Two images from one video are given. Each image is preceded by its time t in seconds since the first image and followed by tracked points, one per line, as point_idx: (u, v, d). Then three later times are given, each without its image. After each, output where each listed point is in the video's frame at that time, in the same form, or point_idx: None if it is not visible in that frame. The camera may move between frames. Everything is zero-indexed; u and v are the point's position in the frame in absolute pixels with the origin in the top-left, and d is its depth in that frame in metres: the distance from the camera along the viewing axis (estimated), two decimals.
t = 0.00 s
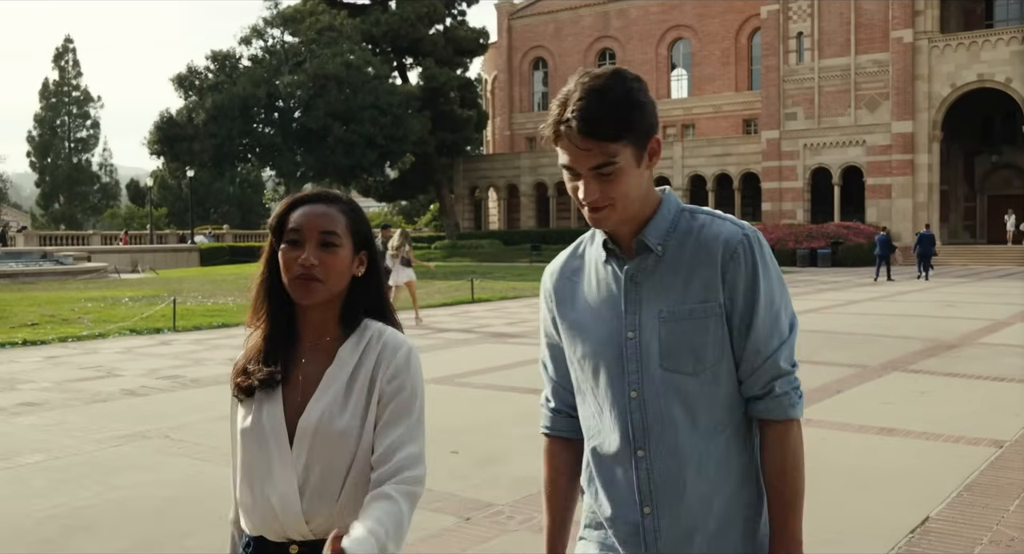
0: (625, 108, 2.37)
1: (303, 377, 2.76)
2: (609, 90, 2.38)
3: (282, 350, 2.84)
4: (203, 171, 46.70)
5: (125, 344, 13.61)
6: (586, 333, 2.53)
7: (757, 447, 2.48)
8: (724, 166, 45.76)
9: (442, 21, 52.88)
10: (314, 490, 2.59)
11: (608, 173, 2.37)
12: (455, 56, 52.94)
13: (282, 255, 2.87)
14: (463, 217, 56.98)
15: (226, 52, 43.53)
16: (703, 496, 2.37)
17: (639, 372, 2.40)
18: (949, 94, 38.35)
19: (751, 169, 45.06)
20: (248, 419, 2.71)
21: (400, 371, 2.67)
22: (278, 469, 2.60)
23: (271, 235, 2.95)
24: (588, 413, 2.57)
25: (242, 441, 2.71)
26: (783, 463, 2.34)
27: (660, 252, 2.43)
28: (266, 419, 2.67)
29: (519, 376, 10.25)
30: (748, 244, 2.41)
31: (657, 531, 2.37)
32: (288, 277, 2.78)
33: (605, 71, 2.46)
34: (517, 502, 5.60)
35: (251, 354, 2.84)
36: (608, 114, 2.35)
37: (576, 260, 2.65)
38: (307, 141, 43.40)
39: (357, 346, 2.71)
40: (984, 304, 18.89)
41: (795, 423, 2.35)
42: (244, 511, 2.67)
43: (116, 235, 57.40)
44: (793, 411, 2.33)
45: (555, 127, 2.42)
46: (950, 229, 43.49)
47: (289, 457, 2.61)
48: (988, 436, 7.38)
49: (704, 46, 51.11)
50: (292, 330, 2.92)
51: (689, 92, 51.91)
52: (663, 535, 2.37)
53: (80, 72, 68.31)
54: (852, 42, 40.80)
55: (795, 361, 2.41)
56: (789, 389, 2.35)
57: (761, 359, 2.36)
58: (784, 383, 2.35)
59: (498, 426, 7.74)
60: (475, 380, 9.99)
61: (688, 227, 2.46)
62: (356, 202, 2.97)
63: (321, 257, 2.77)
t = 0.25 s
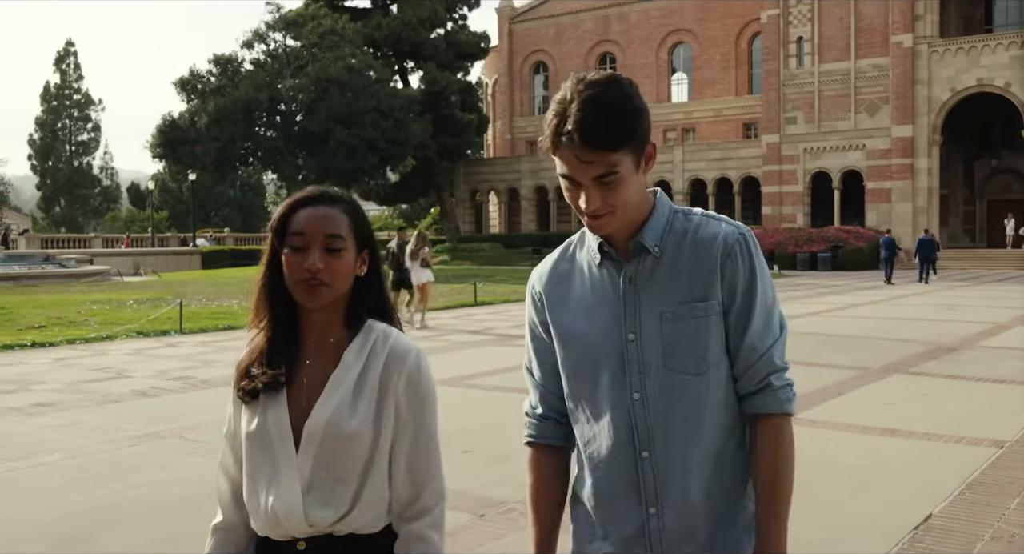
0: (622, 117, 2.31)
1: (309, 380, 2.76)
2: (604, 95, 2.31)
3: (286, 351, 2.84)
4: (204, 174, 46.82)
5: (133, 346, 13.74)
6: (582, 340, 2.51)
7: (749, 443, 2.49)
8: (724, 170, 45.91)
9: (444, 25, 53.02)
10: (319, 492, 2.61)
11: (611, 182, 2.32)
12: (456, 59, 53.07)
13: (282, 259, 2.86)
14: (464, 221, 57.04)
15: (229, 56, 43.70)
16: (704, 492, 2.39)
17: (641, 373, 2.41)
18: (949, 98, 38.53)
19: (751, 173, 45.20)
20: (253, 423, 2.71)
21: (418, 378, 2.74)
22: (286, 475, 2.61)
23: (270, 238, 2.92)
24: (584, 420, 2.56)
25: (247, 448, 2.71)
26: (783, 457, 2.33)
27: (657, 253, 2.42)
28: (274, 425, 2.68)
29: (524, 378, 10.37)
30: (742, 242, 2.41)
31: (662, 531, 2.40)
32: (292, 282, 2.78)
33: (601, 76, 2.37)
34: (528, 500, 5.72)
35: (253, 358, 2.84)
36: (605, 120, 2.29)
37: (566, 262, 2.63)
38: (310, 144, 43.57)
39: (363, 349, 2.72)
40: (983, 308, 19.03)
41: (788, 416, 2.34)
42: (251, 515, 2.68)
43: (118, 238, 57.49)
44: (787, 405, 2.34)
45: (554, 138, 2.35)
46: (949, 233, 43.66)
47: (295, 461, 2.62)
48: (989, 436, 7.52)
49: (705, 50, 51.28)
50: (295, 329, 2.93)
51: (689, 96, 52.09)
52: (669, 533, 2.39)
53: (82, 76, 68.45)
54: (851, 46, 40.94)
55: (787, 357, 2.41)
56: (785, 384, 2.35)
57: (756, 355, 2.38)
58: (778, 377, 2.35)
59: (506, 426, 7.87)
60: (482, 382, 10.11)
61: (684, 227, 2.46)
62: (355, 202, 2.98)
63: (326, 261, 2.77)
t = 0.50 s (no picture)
0: (648, 130, 2.37)
1: (328, 401, 2.70)
2: (627, 110, 2.36)
3: (302, 369, 2.78)
4: (206, 177, 46.93)
5: (141, 347, 13.87)
6: (587, 347, 2.53)
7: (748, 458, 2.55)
8: (724, 173, 46.06)
9: (445, 28, 53.15)
10: (339, 514, 2.58)
11: (632, 194, 2.38)
12: (457, 62, 53.19)
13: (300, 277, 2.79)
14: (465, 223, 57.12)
15: (231, 59, 43.82)
16: (703, 502, 2.44)
17: (646, 382, 2.44)
18: (949, 102, 38.69)
19: (751, 176, 45.33)
20: (269, 449, 2.67)
21: (440, 407, 2.69)
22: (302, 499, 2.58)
23: (288, 253, 2.84)
24: (582, 430, 2.56)
25: (261, 470, 2.68)
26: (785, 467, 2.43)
27: (667, 263, 2.47)
28: (288, 448, 2.63)
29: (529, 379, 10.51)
30: (752, 258, 2.49)
31: (660, 536, 2.44)
32: (310, 303, 2.71)
33: (625, 89, 2.43)
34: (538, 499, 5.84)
35: (270, 376, 2.77)
36: (630, 132, 2.34)
37: (575, 269, 2.63)
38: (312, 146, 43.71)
39: (383, 373, 2.67)
40: (981, 310, 19.21)
41: (787, 433, 2.43)
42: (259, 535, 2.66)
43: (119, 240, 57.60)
44: (786, 422, 2.43)
45: (577, 147, 2.38)
46: (948, 236, 43.83)
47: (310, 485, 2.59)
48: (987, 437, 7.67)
49: (705, 54, 51.42)
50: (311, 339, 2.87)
51: (689, 99, 52.25)
52: (666, 540, 2.44)
53: (82, 78, 68.54)
54: (851, 50, 41.08)
55: (787, 375, 2.49)
56: (785, 400, 2.45)
57: (762, 372, 2.45)
58: (781, 393, 2.45)
59: (514, 426, 7.99)
60: (488, 383, 10.24)
61: (694, 239, 2.51)
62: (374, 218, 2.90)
63: (346, 282, 2.71)
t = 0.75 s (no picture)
0: (669, 143, 2.43)
1: (341, 391, 2.75)
2: (648, 117, 2.43)
3: (324, 363, 2.85)
4: (210, 177, 47.09)
5: (151, 346, 14.02)
6: (593, 352, 2.60)
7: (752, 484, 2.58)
8: (727, 173, 46.18)
9: (448, 28, 53.28)
10: (333, 509, 2.59)
11: (653, 204, 2.45)
12: (460, 62, 53.35)
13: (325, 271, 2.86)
14: (468, 223, 57.25)
15: (235, 59, 43.98)
16: (699, 520, 2.46)
17: (646, 400, 2.49)
18: (951, 102, 38.77)
19: (753, 176, 45.43)
20: (277, 430, 2.71)
21: (447, 407, 2.70)
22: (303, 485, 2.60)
23: (313, 246, 2.92)
24: (585, 437, 2.64)
25: (268, 453, 2.71)
26: (787, 503, 2.47)
27: (681, 280, 2.50)
28: (294, 430, 2.68)
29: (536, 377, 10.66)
30: (770, 285, 2.50)
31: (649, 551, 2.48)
32: (332, 298, 2.78)
33: (655, 96, 2.51)
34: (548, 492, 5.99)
35: (288, 362, 2.86)
36: (653, 139, 2.41)
37: (589, 275, 2.72)
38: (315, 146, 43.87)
39: (398, 370, 2.71)
40: (983, 309, 19.34)
41: (799, 465, 2.47)
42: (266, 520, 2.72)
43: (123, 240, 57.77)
44: (798, 454, 2.46)
45: (601, 153, 2.46)
46: (951, 236, 43.90)
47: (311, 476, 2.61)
48: (988, 434, 7.83)
49: (707, 54, 51.50)
50: (331, 340, 2.94)
51: (691, 100, 52.34)
52: None
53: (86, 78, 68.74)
54: (853, 51, 41.20)
55: (799, 408, 2.52)
56: (797, 430, 2.48)
57: (774, 402, 2.47)
58: (793, 424, 2.48)
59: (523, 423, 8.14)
60: (496, 381, 10.39)
61: (711, 259, 2.54)
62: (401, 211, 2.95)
63: (366, 280, 2.77)
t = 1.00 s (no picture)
0: (690, 125, 2.33)
1: (357, 390, 2.67)
2: (670, 101, 2.34)
3: (338, 357, 2.78)
4: (219, 176, 47.26)
5: (166, 343, 14.18)
6: (607, 329, 2.54)
7: (763, 482, 2.47)
8: (734, 171, 46.24)
9: (455, 27, 53.36)
10: (355, 504, 2.55)
11: (671, 192, 2.36)
12: (467, 61, 53.43)
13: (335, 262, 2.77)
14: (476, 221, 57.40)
15: (243, 58, 44.14)
16: (701, 518, 2.36)
17: (652, 390, 2.39)
18: (959, 99, 38.73)
19: (761, 174, 45.49)
20: (298, 424, 2.68)
21: (458, 405, 2.60)
22: (320, 484, 2.57)
23: (323, 233, 2.83)
24: (596, 420, 2.59)
25: (290, 446, 2.70)
26: (801, 511, 2.35)
27: (699, 269, 2.42)
28: (314, 426, 2.64)
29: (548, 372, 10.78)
30: (794, 280, 2.38)
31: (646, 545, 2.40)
32: (340, 293, 2.68)
33: (678, 77, 2.40)
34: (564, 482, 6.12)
35: (306, 357, 2.81)
36: (675, 125, 2.32)
37: (611, 256, 2.66)
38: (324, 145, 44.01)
39: (410, 362, 2.63)
40: (990, 306, 19.45)
41: (817, 468, 2.35)
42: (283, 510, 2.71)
43: (132, 239, 58.01)
44: (817, 456, 2.34)
45: (619, 135, 2.38)
46: (959, 233, 43.93)
47: (331, 469, 2.57)
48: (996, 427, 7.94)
49: (714, 52, 51.53)
50: (344, 332, 2.87)
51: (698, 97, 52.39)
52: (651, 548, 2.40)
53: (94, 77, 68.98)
54: (861, 48, 41.20)
55: (821, 409, 2.40)
56: (816, 434, 2.36)
57: (791, 402, 2.35)
58: (812, 426, 2.36)
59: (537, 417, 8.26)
60: (509, 376, 10.53)
61: (735, 249, 2.44)
62: (413, 196, 2.85)
63: (374, 272, 2.66)
